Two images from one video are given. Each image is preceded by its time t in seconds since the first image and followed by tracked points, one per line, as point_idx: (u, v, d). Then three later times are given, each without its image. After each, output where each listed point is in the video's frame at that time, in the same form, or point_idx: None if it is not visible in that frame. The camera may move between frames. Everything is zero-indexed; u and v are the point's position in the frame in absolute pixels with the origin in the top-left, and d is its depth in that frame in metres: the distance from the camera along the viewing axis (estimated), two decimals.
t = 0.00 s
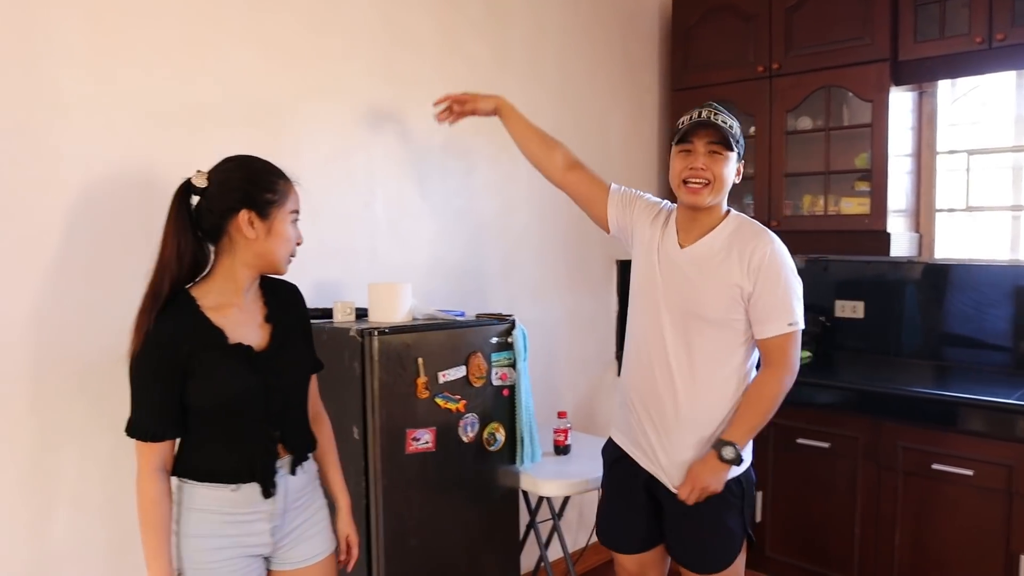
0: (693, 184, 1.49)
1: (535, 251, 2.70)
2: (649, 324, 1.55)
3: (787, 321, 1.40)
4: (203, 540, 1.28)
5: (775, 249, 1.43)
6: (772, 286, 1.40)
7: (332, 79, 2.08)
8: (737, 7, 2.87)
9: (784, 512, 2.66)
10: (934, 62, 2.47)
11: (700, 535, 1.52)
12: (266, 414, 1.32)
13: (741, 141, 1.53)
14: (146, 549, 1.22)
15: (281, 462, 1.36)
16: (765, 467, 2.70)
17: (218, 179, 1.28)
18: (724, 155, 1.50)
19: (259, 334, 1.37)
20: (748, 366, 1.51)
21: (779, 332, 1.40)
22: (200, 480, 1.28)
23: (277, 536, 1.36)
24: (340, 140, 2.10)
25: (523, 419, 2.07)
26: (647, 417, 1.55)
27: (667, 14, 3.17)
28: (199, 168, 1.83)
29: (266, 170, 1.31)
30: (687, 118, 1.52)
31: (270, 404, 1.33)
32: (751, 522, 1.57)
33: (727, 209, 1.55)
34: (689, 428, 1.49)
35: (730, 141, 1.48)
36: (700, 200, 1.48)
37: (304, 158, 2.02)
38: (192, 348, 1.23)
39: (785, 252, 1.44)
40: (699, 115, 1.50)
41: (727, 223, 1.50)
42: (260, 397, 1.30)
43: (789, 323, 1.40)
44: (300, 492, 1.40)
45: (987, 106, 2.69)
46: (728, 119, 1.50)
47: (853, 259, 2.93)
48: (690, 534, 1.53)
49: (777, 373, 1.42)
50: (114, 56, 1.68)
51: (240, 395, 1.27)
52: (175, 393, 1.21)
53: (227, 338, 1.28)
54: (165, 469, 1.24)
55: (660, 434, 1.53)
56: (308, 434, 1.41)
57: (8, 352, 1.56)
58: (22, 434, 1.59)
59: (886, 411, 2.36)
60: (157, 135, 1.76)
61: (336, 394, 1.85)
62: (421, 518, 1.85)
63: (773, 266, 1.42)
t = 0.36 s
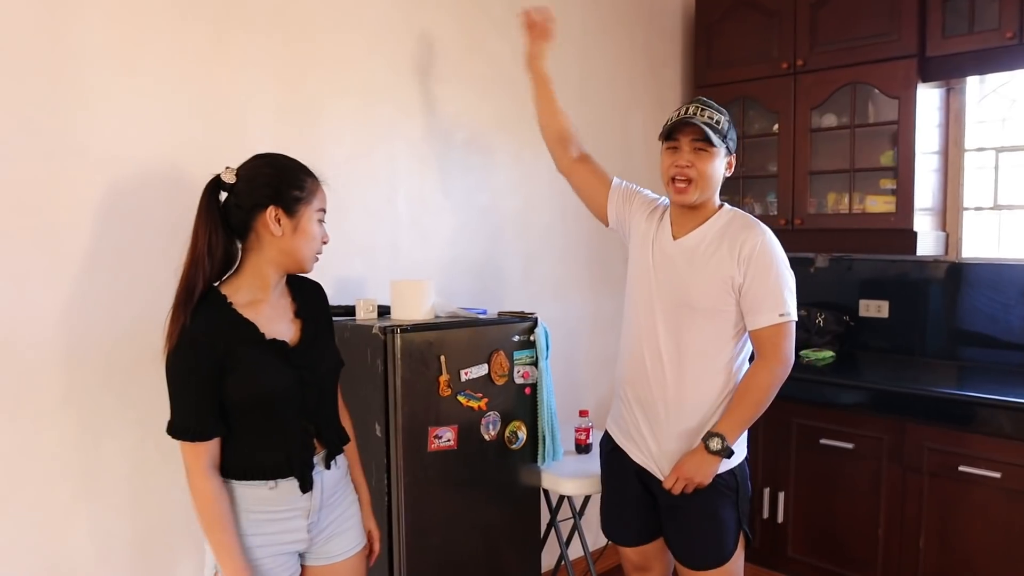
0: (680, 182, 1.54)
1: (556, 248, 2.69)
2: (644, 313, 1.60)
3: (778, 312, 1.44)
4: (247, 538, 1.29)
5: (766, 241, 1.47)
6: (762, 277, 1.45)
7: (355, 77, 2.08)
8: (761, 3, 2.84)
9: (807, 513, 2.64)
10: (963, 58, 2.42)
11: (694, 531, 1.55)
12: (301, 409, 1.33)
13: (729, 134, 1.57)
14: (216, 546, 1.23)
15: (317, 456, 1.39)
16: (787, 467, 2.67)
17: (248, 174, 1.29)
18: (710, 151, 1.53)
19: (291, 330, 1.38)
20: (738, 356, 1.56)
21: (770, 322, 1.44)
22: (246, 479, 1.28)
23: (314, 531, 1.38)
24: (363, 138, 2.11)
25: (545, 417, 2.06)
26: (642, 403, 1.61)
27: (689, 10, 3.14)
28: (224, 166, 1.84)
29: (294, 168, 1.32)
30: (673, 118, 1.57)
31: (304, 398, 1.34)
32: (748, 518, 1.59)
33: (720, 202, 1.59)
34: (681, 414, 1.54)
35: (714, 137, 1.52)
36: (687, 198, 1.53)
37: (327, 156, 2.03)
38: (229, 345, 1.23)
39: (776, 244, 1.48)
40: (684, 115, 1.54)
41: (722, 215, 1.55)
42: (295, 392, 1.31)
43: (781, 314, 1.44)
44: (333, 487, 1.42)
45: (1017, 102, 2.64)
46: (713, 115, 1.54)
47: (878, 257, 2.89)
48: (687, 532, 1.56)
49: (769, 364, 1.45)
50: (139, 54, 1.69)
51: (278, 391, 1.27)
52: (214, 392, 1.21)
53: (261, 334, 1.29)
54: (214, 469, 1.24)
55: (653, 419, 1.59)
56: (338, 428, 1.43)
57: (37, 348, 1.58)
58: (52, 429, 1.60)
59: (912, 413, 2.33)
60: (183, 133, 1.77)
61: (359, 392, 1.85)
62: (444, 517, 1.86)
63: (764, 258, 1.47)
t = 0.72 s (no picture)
0: (700, 185, 1.47)
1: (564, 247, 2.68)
2: (670, 316, 1.53)
3: (808, 311, 1.34)
4: (259, 539, 1.30)
5: (796, 238, 1.39)
6: (791, 274, 1.36)
7: (364, 74, 2.08)
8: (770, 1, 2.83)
9: (816, 513, 2.63)
10: (975, 56, 2.41)
11: (717, 534, 1.45)
12: (313, 406, 1.33)
13: (752, 131, 1.47)
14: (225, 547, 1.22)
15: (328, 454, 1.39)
16: (796, 467, 2.66)
17: (262, 170, 1.30)
18: (729, 151, 1.45)
19: (302, 328, 1.38)
20: (771, 363, 1.45)
21: (799, 322, 1.35)
22: (259, 477, 1.29)
23: (326, 530, 1.38)
24: (372, 135, 2.11)
25: (553, 416, 2.06)
26: (668, 410, 1.52)
27: (699, 8, 3.13)
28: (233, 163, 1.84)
29: (309, 167, 1.32)
30: (690, 119, 1.49)
31: (317, 395, 1.33)
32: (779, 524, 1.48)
33: (747, 199, 1.51)
34: (708, 421, 1.45)
35: (733, 138, 1.43)
36: (708, 200, 1.46)
37: (336, 153, 2.03)
38: (241, 341, 1.23)
39: (807, 241, 1.40)
40: (700, 115, 1.46)
41: (749, 217, 1.47)
42: (308, 389, 1.31)
43: (811, 314, 1.34)
44: (346, 486, 1.42)
45: None
46: (731, 113, 1.45)
47: (888, 257, 2.87)
48: (711, 534, 1.46)
49: (799, 367, 1.36)
50: (148, 52, 1.69)
51: (290, 388, 1.28)
52: (226, 389, 1.21)
53: (273, 330, 1.29)
54: (224, 468, 1.23)
55: (681, 427, 1.49)
56: (350, 424, 1.43)
57: (48, 344, 1.59)
58: (63, 425, 1.61)
59: (921, 413, 2.32)
60: (192, 131, 1.77)
61: (367, 389, 1.85)
62: (452, 515, 1.86)
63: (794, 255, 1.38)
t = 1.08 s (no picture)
0: (740, 178, 1.43)
1: (559, 240, 2.68)
2: (718, 315, 1.48)
3: (870, 307, 1.29)
4: (247, 532, 1.30)
5: (854, 231, 1.34)
6: (853, 270, 1.31)
7: (359, 68, 2.08)
8: None
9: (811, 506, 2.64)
10: (969, 48, 2.41)
11: (767, 536, 1.42)
12: (305, 401, 1.32)
13: (789, 117, 1.41)
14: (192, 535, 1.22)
15: (321, 451, 1.38)
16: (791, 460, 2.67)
17: (243, 169, 1.31)
18: (764, 142, 1.40)
19: (297, 324, 1.38)
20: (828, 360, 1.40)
21: (862, 319, 1.30)
22: (247, 471, 1.30)
23: (320, 525, 1.37)
24: (367, 129, 2.10)
25: (548, 409, 2.06)
26: (723, 414, 1.47)
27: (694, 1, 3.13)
28: (228, 157, 1.84)
29: (289, 158, 1.31)
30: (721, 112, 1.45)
31: (307, 392, 1.33)
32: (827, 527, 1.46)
33: (791, 190, 1.46)
34: (766, 423, 1.40)
35: (764, 129, 1.37)
36: (748, 194, 1.42)
37: (330, 147, 2.02)
38: (228, 337, 1.24)
39: (865, 234, 1.35)
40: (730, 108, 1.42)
41: (800, 209, 1.42)
42: (299, 384, 1.31)
43: (874, 310, 1.29)
44: (341, 481, 1.41)
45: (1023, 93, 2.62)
46: (760, 103, 1.40)
47: (882, 249, 2.88)
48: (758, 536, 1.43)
49: (862, 364, 1.31)
50: (140, 44, 1.68)
51: (279, 384, 1.28)
52: (214, 385, 1.23)
53: (263, 326, 1.30)
54: (205, 459, 1.25)
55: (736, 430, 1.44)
56: (344, 422, 1.42)
57: (43, 339, 1.58)
58: (57, 420, 1.61)
59: (915, 405, 2.33)
60: (184, 124, 1.76)
61: (362, 384, 1.85)
62: (448, 509, 1.86)
63: (854, 249, 1.33)
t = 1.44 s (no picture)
0: (768, 179, 1.44)
1: (555, 242, 2.68)
2: (747, 318, 1.50)
3: (903, 312, 1.34)
4: (240, 531, 1.30)
5: (886, 235, 1.37)
6: (887, 277, 1.35)
7: (355, 68, 2.08)
8: None
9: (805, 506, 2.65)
10: (963, 51, 2.42)
11: (795, 537, 1.45)
12: (299, 402, 1.32)
13: (818, 120, 1.43)
14: (197, 535, 1.25)
15: (315, 453, 1.37)
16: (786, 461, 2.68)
17: (242, 169, 1.31)
18: (794, 143, 1.41)
19: (291, 326, 1.37)
20: (856, 363, 1.44)
21: (895, 324, 1.34)
22: (242, 471, 1.30)
23: (315, 527, 1.36)
24: (362, 130, 2.10)
25: (543, 410, 2.06)
26: (752, 419, 1.49)
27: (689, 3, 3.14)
28: (224, 158, 1.83)
29: (288, 161, 1.31)
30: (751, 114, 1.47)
31: (303, 395, 1.33)
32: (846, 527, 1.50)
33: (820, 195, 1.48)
34: (798, 426, 1.43)
35: (795, 129, 1.39)
36: (776, 195, 1.43)
37: (326, 148, 2.02)
38: (221, 339, 1.25)
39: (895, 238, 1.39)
40: (761, 109, 1.44)
41: (828, 213, 1.44)
42: (294, 384, 1.31)
43: (907, 315, 1.34)
44: (336, 483, 1.40)
45: (1016, 96, 2.64)
46: (791, 104, 1.42)
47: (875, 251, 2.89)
48: (786, 537, 1.46)
49: (894, 369, 1.37)
50: (136, 43, 1.68)
51: (274, 384, 1.28)
52: (210, 383, 1.24)
53: (257, 328, 1.30)
54: (206, 459, 1.27)
55: (766, 432, 1.47)
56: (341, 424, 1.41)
57: (36, 340, 1.57)
58: (51, 421, 1.60)
59: (910, 406, 2.34)
60: (180, 124, 1.76)
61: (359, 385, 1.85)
62: (445, 510, 1.86)
63: (886, 256, 1.36)
